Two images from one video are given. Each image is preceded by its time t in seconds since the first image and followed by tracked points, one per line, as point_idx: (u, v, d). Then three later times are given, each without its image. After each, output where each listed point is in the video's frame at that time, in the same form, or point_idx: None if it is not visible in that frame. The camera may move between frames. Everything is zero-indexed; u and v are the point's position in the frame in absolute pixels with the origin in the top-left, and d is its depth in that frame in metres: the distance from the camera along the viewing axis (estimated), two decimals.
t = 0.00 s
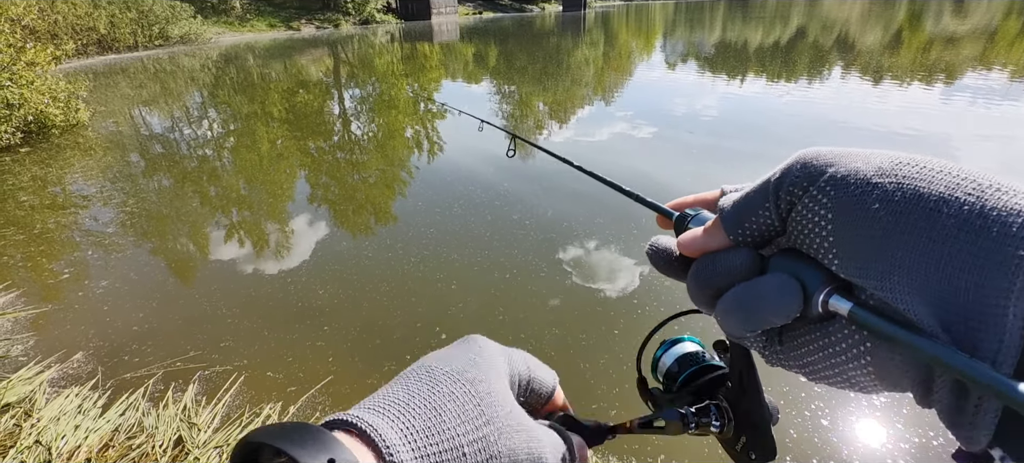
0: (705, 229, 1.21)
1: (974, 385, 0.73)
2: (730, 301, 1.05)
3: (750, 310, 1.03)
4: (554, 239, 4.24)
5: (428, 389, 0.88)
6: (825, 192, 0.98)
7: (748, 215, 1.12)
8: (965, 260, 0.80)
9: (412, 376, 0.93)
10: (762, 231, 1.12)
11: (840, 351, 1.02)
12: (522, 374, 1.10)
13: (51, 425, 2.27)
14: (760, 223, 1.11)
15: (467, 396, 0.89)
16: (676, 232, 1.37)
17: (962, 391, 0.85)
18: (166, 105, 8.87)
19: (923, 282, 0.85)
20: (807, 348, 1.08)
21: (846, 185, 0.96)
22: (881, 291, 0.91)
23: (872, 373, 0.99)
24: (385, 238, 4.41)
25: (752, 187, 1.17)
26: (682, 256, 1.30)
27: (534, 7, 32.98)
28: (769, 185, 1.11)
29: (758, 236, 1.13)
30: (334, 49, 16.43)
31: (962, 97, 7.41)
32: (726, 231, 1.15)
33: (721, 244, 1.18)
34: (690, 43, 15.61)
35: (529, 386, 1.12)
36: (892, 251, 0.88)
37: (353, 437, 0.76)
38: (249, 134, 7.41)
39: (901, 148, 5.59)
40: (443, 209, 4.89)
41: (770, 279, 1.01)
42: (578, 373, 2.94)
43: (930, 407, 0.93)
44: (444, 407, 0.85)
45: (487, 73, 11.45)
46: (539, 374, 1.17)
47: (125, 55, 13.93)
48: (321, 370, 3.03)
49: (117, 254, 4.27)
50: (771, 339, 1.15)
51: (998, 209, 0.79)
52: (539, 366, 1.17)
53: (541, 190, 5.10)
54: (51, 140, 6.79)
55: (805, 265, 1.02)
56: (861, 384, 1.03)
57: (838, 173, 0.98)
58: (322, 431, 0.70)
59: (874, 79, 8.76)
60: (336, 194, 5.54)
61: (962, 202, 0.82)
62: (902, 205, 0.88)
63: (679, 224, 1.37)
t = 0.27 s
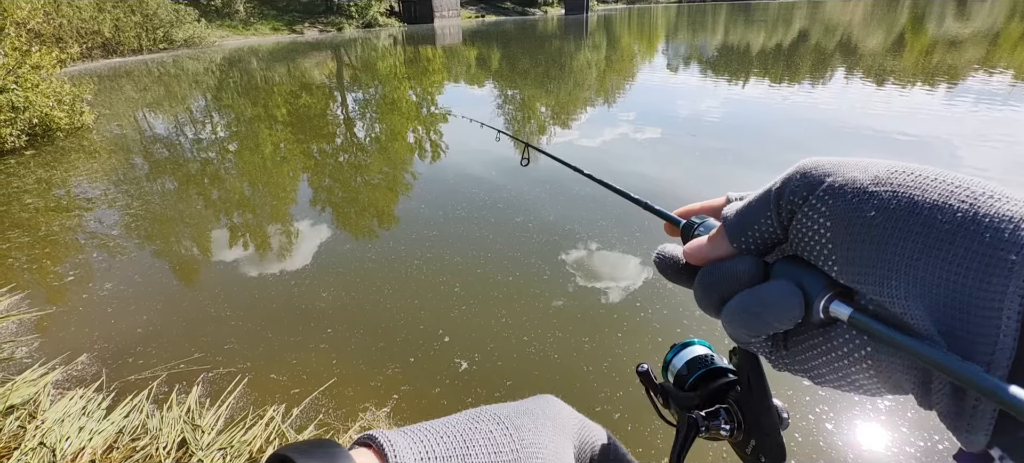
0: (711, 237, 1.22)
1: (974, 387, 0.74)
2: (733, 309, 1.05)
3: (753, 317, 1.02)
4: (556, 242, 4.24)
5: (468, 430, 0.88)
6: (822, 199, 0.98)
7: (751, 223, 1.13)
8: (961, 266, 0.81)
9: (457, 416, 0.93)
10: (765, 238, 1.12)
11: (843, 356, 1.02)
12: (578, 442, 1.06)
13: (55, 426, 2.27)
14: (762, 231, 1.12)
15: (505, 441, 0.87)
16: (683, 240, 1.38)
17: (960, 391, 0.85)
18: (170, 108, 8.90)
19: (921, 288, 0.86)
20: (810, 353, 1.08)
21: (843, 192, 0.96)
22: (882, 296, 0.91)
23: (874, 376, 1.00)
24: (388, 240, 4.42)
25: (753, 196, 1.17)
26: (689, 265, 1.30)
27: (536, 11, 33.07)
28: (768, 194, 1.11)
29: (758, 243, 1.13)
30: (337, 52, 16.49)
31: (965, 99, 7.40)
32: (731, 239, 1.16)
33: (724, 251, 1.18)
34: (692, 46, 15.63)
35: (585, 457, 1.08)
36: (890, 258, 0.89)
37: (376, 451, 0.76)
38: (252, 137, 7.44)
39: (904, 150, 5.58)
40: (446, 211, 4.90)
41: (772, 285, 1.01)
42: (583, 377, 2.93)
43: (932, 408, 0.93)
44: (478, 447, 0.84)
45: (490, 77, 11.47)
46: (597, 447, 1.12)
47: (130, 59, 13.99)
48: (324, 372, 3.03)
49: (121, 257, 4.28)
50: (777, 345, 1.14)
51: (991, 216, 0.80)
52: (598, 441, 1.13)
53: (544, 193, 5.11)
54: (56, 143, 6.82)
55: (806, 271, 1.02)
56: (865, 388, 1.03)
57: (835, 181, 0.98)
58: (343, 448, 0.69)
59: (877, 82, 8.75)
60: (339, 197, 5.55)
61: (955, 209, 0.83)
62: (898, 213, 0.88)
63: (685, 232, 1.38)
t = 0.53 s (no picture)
0: (715, 244, 1.22)
1: (975, 390, 0.74)
2: (737, 316, 1.05)
3: (758, 323, 1.03)
4: (558, 245, 4.25)
5: (474, 423, 0.88)
6: (824, 206, 0.99)
7: (754, 229, 1.12)
8: (961, 271, 0.81)
9: (462, 409, 0.94)
10: (769, 244, 1.12)
11: (847, 361, 1.02)
12: (582, 432, 1.08)
13: (58, 429, 2.28)
14: (766, 237, 1.12)
15: (510, 434, 0.88)
16: (688, 248, 1.38)
17: (961, 392, 0.85)
18: (174, 112, 8.95)
19: (923, 294, 0.86)
20: (814, 358, 1.08)
21: (843, 199, 0.97)
22: (884, 302, 0.91)
23: (878, 379, 1.00)
24: (390, 244, 4.43)
25: (756, 204, 1.18)
26: (693, 272, 1.30)
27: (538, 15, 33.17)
28: (771, 201, 1.12)
29: (763, 250, 1.13)
30: (340, 57, 16.56)
31: (968, 103, 7.39)
32: (734, 244, 1.16)
33: (729, 258, 1.19)
34: (694, 50, 15.65)
35: (588, 449, 1.10)
36: (891, 264, 0.89)
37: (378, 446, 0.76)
38: (255, 141, 7.47)
39: (907, 154, 5.58)
40: (449, 215, 4.91)
41: (776, 291, 1.01)
42: (584, 381, 2.93)
43: (936, 412, 0.93)
44: (484, 440, 0.85)
45: (492, 81, 11.51)
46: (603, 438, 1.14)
47: (134, 63, 14.08)
48: (327, 376, 3.04)
49: (125, 260, 4.30)
50: (783, 350, 1.13)
51: (990, 222, 0.80)
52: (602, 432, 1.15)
53: (545, 196, 5.12)
54: (60, 147, 6.86)
55: (809, 276, 1.03)
56: (870, 392, 1.04)
57: (836, 188, 0.99)
58: (344, 444, 0.69)
59: (879, 86, 8.75)
60: (341, 200, 5.57)
61: (954, 216, 0.83)
62: (897, 219, 0.89)
63: (691, 240, 1.39)
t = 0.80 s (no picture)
0: (718, 251, 1.23)
1: (973, 395, 0.74)
2: (741, 322, 1.05)
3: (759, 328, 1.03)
4: (559, 247, 4.25)
5: (477, 410, 0.89)
6: (824, 214, 1.00)
7: (756, 237, 1.13)
8: (956, 278, 0.83)
9: (468, 396, 0.94)
10: (770, 251, 1.12)
11: (845, 368, 1.02)
12: (597, 417, 1.05)
13: (59, 431, 2.29)
14: (767, 245, 1.12)
15: (512, 417, 0.88)
16: (692, 256, 1.38)
17: (959, 399, 0.85)
18: (176, 114, 8.98)
19: (921, 300, 0.87)
20: (816, 366, 1.08)
21: (843, 207, 0.98)
22: (882, 308, 0.92)
23: (877, 386, 0.99)
24: (392, 246, 4.43)
25: (758, 212, 1.18)
26: (697, 280, 1.30)
27: (539, 18, 33.23)
28: (772, 209, 1.12)
29: (765, 257, 1.14)
30: (342, 59, 16.60)
31: (969, 106, 7.38)
32: (736, 252, 1.16)
33: (731, 266, 1.19)
34: (695, 52, 15.66)
35: (605, 436, 1.07)
36: (888, 271, 0.90)
37: (376, 434, 0.79)
38: (257, 143, 7.49)
39: (908, 156, 5.57)
40: (450, 217, 4.91)
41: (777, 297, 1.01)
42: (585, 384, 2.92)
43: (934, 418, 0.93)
44: (485, 425, 0.85)
45: (493, 83, 11.53)
46: (623, 423, 1.10)
47: (137, 65, 14.13)
48: (328, 378, 3.04)
49: (126, 262, 4.31)
50: (784, 357, 1.13)
51: (984, 230, 0.82)
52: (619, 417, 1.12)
53: (547, 198, 5.12)
54: (63, 149, 6.88)
55: (810, 283, 1.03)
56: (869, 400, 1.03)
57: (834, 197, 1.00)
58: (340, 434, 0.73)
59: (881, 88, 8.74)
60: (342, 202, 5.58)
61: (950, 224, 0.86)
62: (894, 227, 0.91)
63: (694, 248, 1.38)
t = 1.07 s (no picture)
0: (720, 259, 1.22)
1: (957, 387, 0.74)
2: (739, 325, 1.04)
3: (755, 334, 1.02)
4: (560, 248, 4.24)
5: (464, 380, 0.87)
6: (812, 221, 1.00)
7: (752, 244, 1.12)
8: (939, 281, 0.83)
9: (455, 368, 0.92)
10: (768, 259, 1.11)
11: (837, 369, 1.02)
12: (583, 375, 1.05)
13: (59, 432, 2.28)
14: (764, 252, 1.11)
15: (503, 385, 0.86)
16: (698, 266, 1.36)
17: (940, 389, 0.84)
18: (177, 115, 8.99)
19: (906, 302, 0.87)
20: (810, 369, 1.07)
21: (829, 212, 0.98)
22: (869, 310, 0.92)
23: (865, 384, 0.99)
24: (392, 247, 4.42)
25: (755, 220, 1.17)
26: (702, 287, 1.29)
27: (540, 19, 33.29)
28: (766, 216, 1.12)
29: (764, 265, 1.13)
30: (343, 60, 16.62)
31: (970, 107, 7.38)
32: (736, 259, 1.16)
33: (731, 273, 1.18)
34: (696, 53, 15.68)
35: (592, 390, 1.08)
36: (874, 274, 0.90)
37: (366, 416, 0.77)
38: (258, 143, 7.49)
39: (910, 157, 5.56)
40: (451, 218, 4.91)
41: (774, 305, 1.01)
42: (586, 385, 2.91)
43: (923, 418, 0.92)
44: (476, 396, 0.84)
45: (494, 84, 11.55)
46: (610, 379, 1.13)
47: (139, 66, 14.15)
48: (328, 379, 3.03)
49: (127, 262, 4.31)
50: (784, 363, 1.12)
51: (965, 233, 0.82)
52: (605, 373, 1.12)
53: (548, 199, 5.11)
54: (64, 149, 6.89)
55: (802, 289, 1.03)
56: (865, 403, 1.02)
57: (821, 203, 1.00)
58: (330, 416, 0.72)
59: (882, 89, 8.75)
60: (343, 202, 5.58)
61: (932, 227, 0.85)
62: (878, 231, 0.91)
63: (701, 258, 1.38)
